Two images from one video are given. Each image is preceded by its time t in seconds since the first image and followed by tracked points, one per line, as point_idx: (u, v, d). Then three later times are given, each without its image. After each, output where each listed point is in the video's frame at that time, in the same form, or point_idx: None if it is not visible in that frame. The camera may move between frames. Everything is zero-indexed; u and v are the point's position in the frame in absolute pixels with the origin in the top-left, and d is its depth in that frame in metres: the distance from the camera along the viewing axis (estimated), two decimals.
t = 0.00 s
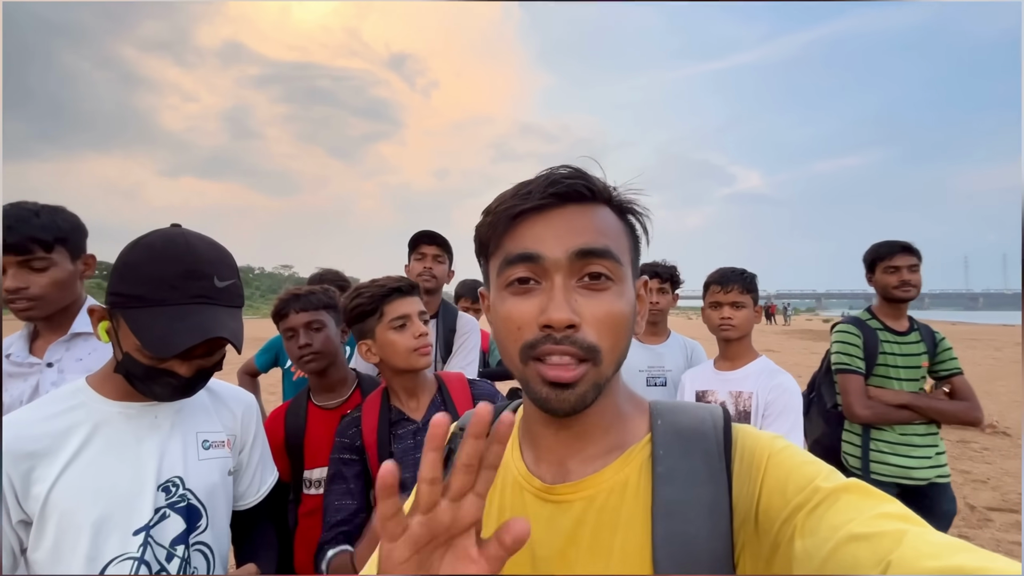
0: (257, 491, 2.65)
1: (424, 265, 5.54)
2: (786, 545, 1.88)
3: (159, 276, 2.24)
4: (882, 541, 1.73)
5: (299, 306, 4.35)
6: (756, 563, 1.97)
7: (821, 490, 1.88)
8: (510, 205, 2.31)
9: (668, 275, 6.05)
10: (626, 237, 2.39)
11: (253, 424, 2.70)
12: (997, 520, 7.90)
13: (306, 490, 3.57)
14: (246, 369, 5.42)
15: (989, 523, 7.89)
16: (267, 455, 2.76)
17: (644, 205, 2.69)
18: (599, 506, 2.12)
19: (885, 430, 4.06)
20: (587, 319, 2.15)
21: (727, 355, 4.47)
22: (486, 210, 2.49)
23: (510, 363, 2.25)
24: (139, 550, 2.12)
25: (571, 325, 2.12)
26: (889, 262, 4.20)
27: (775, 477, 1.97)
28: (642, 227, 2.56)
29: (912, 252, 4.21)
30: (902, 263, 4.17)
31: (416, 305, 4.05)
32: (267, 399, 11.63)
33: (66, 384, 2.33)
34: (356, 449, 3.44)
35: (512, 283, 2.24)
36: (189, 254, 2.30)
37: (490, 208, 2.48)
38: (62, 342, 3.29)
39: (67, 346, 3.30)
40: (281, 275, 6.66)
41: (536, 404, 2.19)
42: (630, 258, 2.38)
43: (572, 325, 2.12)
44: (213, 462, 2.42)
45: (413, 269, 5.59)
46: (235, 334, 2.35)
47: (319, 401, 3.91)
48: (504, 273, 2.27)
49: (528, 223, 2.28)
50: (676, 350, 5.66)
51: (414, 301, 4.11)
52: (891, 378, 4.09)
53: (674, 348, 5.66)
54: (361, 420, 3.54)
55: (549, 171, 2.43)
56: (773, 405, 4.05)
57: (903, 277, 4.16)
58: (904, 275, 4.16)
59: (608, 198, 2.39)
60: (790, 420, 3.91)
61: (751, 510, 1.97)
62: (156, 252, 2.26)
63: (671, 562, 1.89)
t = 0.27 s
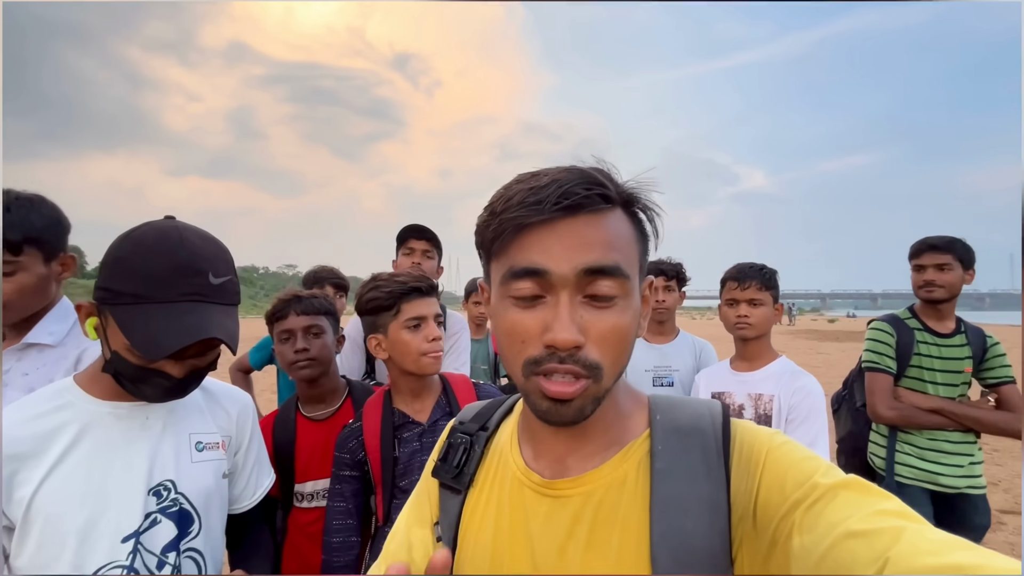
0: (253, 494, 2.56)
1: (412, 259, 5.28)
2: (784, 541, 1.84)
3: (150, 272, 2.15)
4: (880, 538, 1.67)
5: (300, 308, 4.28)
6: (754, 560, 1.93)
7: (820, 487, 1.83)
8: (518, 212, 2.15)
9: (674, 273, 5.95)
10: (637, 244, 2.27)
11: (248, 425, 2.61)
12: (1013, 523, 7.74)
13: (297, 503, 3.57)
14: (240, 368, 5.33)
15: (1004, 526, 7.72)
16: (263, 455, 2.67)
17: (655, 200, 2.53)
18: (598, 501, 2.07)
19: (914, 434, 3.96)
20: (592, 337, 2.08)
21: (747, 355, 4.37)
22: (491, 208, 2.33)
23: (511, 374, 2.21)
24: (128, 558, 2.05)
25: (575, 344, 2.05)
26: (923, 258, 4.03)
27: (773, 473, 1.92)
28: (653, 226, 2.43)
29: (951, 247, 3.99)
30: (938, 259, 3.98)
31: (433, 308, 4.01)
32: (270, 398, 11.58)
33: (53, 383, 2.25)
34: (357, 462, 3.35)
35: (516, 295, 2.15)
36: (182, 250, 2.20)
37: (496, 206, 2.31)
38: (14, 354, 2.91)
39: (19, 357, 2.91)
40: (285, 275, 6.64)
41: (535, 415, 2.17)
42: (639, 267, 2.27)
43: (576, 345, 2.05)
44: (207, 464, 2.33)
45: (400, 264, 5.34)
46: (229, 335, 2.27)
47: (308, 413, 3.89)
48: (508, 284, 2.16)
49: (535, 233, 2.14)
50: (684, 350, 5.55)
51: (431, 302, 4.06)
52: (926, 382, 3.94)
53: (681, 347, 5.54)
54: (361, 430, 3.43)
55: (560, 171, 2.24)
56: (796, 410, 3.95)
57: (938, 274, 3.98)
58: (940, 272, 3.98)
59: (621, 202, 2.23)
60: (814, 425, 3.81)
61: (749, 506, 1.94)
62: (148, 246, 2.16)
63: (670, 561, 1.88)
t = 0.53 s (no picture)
0: (247, 501, 2.48)
1: (379, 253, 5.10)
2: (788, 535, 1.80)
3: (140, 266, 2.08)
4: (885, 532, 1.64)
5: (313, 301, 4.19)
6: (757, 557, 1.88)
7: (823, 480, 1.79)
8: (499, 212, 2.11)
9: (685, 271, 5.80)
10: (625, 237, 2.21)
11: (245, 427, 2.53)
12: None
13: (289, 508, 3.53)
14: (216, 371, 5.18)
15: None
16: (260, 460, 2.60)
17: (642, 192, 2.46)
18: (600, 499, 1.99)
19: (946, 444, 3.80)
20: (584, 334, 2.02)
21: (765, 356, 4.28)
22: (475, 209, 2.29)
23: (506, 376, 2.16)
24: (113, 568, 2.00)
25: (568, 343, 2.00)
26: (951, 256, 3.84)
27: (776, 466, 1.88)
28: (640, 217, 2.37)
29: (982, 243, 3.78)
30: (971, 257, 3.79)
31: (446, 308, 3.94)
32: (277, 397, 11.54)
33: (38, 385, 2.20)
34: (362, 464, 3.28)
35: (504, 295, 2.10)
36: (173, 242, 2.14)
37: (479, 207, 2.27)
38: None
39: None
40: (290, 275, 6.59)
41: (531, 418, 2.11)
42: (629, 259, 2.22)
43: (568, 343, 1.99)
44: (200, 470, 2.27)
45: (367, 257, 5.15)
46: (223, 333, 2.20)
47: (303, 413, 3.83)
48: (496, 285, 2.12)
49: (519, 231, 2.09)
50: (697, 350, 5.44)
51: (444, 302, 3.99)
52: (957, 388, 3.79)
53: (693, 347, 5.45)
54: (368, 432, 3.35)
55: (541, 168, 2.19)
56: (819, 415, 3.86)
57: (968, 272, 3.79)
58: (970, 271, 3.79)
59: (606, 194, 2.17)
60: (838, 431, 3.73)
61: (752, 501, 1.89)
62: (135, 239, 2.09)
63: (674, 561, 1.80)
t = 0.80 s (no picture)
0: (239, 507, 2.49)
1: (349, 249, 5.03)
2: (778, 537, 1.78)
3: (122, 268, 2.08)
4: (874, 533, 1.61)
5: (320, 302, 4.20)
6: (749, 558, 1.87)
7: (814, 483, 1.77)
8: (524, 195, 2.15)
9: (692, 271, 5.73)
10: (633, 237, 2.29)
11: (236, 432, 2.55)
12: None
13: (286, 511, 3.51)
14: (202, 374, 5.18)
15: None
16: (253, 465, 2.61)
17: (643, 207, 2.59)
18: (592, 499, 1.96)
19: (979, 461, 3.64)
20: (599, 318, 2.01)
21: (777, 358, 4.22)
22: (494, 198, 2.32)
23: (513, 361, 2.12)
24: None
25: (584, 324, 1.98)
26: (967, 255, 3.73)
27: (768, 469, 1.86)
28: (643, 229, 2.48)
29: (998, 238, 3.66)
30: (989, 254, 3.67)
31: (449, 310, 3.92)
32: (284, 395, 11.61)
33: (23, 388, 2.19)
34: (358, 468, 3.28)
35: (521, 277, 2.09)
36: (157, 243, 2.13)
37: (498, 195, 2.32)
38: None
39: None
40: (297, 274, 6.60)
41: (539, 404, 2.05)
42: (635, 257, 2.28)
43: (584, 324, 1.98)
44: (189, 476, 2.29)
45: (337, 253, 5.05)
46: (207, 338, 2.19)
47: (302, 415, 3.82)
48: (513, 267, 2.11)
49: (540, 215, 2.12)
50: (703, 351, 5.39)
51: (448, 304, 3.97)
52: (987, 397, 3.63)
53: (698, 348, 5.39)
54: (365, 433, 3.36)
55: (563, 163, 2.27)
56: (837, 421, 3.82)
57: (985, 270, 3.68)
58: (989, 268, 3.67)
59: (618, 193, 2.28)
60: (858, 438, 3.69)
61: (744, 502, 1.87)
62: (118, 240, 2.08)
63: (666, 560, 1.78)
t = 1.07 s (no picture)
0: (231, 517, 2.45)
1: (330, 250, 4.92)
2: (779, 553, 1.72)
3: (105, 273, 2.03)
4: (877, 552, 1.54)
5: (337, 307, 4.24)
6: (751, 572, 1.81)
7: (815, 499, 1.71)
8: (524, 195, 2.21)
9: (694, 274, 5.68)
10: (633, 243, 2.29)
11: (227, 442, 2.50)
12: None
13: (293, 515, 3.49)
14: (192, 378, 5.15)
15: None
16: (246, 472, 2.57)
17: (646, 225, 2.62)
18: (598, 509, 1.90)
19: (982, 477, 3.53)
20: (595, 311, 1.99)
21: (785, 363, 4.15)
22: (497, 202, 2.39)
23: (509, 357, 2.07)
24: None
25: (580, 314, 1.96)
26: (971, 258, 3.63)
27: (770, 483, 1.81)
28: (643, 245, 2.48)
29: (1003, 240, 3.56)
30: (994, 256, 3.57)
31: (428, 316, 3.80)
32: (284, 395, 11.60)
33: (7, 395, 2.15)
34: (345, 475, 3.26)
35: (519, 271, 2.10)
36: (142, 247, 2.08)
37: (500, 201, 2.38)
38: None
39: None
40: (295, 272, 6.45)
41: (535, 400, 1.99)
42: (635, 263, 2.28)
43: (580, 315, 1.96)
44: (178, 486, 2.24)
45: (318, 255, 4.97)
46: (194, 346, 2.14)
47: (306, 418, 3.75)
48: (511, 262, 2.12)
49: (540, 214, 2.17)
50: (702, 354, 5.31)
51: (428, 310, 3.85)
52: (992, 410, 3.53)
53: (698, 351, 5.32)
54: (352, 440, 3.33)
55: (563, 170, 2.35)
56: (853, 429, 3.75)
57: (990, 273, 3.57)
58: (995, 271, 3.56)
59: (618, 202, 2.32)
60: (876, 447, 3.64)
61: (746, 517, 1.82)
62: (102, 244, 2.04)
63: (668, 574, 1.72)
